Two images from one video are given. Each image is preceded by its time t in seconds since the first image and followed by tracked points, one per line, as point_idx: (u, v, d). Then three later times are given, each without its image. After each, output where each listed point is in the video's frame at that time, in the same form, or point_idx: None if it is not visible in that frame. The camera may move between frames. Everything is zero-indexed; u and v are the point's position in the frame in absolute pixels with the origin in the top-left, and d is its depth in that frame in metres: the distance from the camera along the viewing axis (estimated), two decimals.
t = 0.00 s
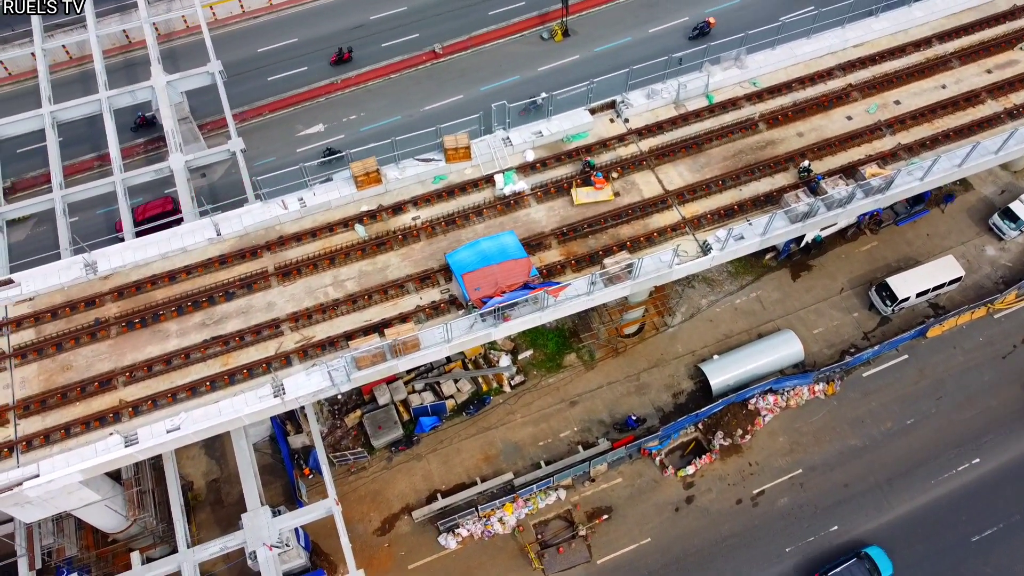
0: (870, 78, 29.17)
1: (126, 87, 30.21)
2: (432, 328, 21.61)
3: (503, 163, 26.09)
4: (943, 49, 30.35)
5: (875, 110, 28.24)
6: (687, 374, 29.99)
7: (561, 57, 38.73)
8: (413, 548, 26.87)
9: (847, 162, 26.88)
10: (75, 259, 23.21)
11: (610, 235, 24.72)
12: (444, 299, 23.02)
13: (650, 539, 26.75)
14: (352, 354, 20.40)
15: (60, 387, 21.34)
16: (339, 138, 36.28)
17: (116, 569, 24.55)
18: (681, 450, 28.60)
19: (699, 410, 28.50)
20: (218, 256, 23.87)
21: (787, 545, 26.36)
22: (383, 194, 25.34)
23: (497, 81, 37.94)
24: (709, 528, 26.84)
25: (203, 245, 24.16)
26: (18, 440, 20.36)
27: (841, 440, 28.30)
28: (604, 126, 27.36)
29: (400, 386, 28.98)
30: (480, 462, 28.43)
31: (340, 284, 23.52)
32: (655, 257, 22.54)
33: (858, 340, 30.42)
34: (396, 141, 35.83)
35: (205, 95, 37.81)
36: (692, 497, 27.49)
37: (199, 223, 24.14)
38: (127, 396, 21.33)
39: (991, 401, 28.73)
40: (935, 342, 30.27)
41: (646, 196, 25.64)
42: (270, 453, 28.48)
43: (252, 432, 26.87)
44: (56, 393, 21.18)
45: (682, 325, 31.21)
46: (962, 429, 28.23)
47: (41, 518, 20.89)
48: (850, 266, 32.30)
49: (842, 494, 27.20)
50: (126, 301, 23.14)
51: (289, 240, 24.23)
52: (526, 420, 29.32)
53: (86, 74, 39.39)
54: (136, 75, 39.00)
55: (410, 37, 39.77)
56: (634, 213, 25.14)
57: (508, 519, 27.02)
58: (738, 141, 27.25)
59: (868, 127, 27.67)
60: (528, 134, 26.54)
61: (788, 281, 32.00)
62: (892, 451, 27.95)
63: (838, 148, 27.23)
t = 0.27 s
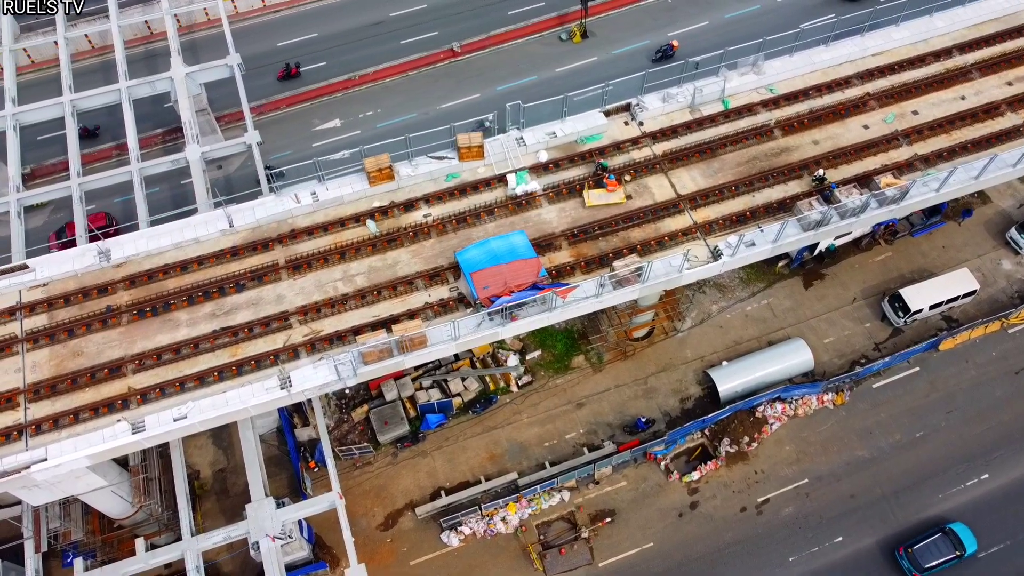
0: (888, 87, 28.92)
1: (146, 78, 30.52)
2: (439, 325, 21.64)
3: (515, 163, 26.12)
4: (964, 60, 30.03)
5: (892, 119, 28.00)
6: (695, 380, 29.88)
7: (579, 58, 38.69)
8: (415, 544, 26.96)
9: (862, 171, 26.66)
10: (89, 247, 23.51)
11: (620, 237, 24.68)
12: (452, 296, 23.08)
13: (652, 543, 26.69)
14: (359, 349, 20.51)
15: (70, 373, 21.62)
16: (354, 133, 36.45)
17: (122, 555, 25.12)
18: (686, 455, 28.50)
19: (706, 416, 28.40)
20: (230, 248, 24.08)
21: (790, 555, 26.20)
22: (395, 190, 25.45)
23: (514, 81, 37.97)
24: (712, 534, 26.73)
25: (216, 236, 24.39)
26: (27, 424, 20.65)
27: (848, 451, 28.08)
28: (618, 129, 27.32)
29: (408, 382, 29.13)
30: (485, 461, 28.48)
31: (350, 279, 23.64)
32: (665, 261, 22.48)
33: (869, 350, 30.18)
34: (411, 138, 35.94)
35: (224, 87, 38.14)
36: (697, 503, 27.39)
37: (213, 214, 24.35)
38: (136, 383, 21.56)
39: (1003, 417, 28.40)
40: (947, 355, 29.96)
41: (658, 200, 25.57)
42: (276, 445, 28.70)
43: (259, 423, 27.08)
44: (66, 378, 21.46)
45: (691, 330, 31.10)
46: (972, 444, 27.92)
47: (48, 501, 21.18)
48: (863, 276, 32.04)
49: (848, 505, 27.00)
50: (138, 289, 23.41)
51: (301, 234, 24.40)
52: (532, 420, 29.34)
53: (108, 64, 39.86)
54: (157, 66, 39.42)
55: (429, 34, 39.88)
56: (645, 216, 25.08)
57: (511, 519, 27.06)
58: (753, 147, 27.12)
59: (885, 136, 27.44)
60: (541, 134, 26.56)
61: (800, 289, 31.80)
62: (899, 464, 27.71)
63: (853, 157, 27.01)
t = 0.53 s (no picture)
0: (905, 96, 28.69)
1: (164, 70, 30.77)
2: (446, 323, 21.69)
3: (528, 163, 26.14)
4: (983, 70, 29.72)
5: (908, 128, 27.78)
6: (703, 385, 29.78)
7: (596, 60, 38.66)
8: (418, 541, 27.05)
9: (876, 180, 26.45)
10: (102, 236, 23.77)
11: (631, 240, 24.64)
12: (460, 295, 23.15)
13: (655, 547, 26.63)
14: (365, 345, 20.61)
15: (80, 360, 21.87)
16: (369, 130, 36.61)
17: (127, 542, 25.07)
18: (692, 460, 28.41)
19: (712, 422, 28.31)
20: (241, 240, 24.26)
21: (793, 563, 26.06)
22: (406, 187, 25.54)
23: (530, 81, 38.00)
24: (715, 540, 26.63)
25: (227, 229, 24.57)
26: (37, 409, 20.91)
27: (855, 461, 27.90)
28: (632, 131, 27.26)
29: (415, 379, 29.24)
30: (490, 460, 28.53)
31: (359, 275, 23.77)
32: (674, 265, 22.41)
33: (879, 360, 29.96)
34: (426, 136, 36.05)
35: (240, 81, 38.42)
36: (701, 508, 27.30)
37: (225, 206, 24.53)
38: (144, 372, 21.79)
39: (1013, 432, 28.11)
40: (959, 367, 29.69)
41: (669, 204, 25.51)
42: (283, 438, 28.89)
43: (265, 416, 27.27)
44: (76, 365, 21.72)
45: (700, 335, 31.00)
46: (980, 457, 27.65)
47: (55, 487, 21.45)
48: (875, 286, 31.81)
49: (853, 516, 26.82)
50: (149, 279, 23.64)
51: (312, 229, 24.54)
52: (538, 421, 29.36)
53: (127, 55, 40.24)
54: (176, 58, 39.75)
55: (447, 33, 39.98)
56: (655, 220, 25.03)
57: (514, 519, 27.10)
58: (766, 153, 27.00)
59: (900, 145, 27.23)
60: (554, 135, 26.56)
61: (811, 297, 31.61)
62: (906, 475, 27.49)
63: (867, 166, 26.82)
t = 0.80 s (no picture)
0: (922, 106, 28.44)
1: (183, 62, 31.05)
2: (453, 321, 21.75)
3: (540, 164, 26.16)
4: (1003, 81, 29.39)
5: (924, 138, 27.54)
6: (711, 391, 29.67)
7: (612, 62, 38.61)
8: (421, 537, 27.15)
9: (889, 189, 26.24)
10: (115, 225, 24.04)
11: (641, 243, 24.61)
12: (468, 293, 23.21)
13: (657, 552, 26.58)
14: (372, 340, 20.71)
15: (90, 348, 22.13)
16: (384, 127, 36.76)
17: (132, 530, 25.42)
18: (697, 465, 28.32)
19: (719, 428, 28.21)
20: (252, 233, 24.43)
21: (796, 572, 25.92)
22: (418, 184, 25.64)
23: (546, 82, 38.00)
24: (718, 547, 26.54)
25: (239, 221, 24.76)
26: (47, 395, 21.18)
27: (862, 471, 27.71)
28: (645, 134, 27.21)
29: (422, 376, 29.33)
30: (494, 459, 28.57)
31: (368, 271, 23.87)
32: (682, 269, 22.37)
33: (889, 371, 29.73)
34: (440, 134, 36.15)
35: (257, 75, 38.70)
36: (705, 514, 27.21)
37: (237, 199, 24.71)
38: (153, 361, 22.02)
39: None
40: (970, 380, 29.41)
41: (681, 208, 25.43)
42: (289, 431, 29.09)
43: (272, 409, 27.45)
44: (86, 352, 21.97)
45: (709, 341, 30.88)
46: (989, 471, 27.38)
47: (63, 472, 21.73)
48: (887, 296, 31.57)
49: (858, 526, 26.64)
50: (161, 269, 23.88)
51: (323, 224, 24.68)
52: (543, 422, 29.36)
53: (146, 46, 40.63)
54: (195, 50, 40.11)
55: (464, 32, 40.07)
56: (666, 223, 24.97)
57: (517, 519, 27.13)
58: (779, 159, 26.86)
59: (915, 155, 26.99)
60: (567, 136, 26.59)
61: (822, 305, 31.42)
62: (913, 487, 27.27)
63: (881, 175, 26.61)
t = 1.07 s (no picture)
0: (940, 117, 28.17)
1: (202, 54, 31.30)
2: (461, 319, 21.83)
3: (552, 165, 26.19)
4: None
5: (941, 149, 27.27)
6: (718, 397, 29.55)
7: (630, 65, 38.52)
8: (424, 533, 27.25)
9: (904, 200, 26.00)
10: (131, 214, 24.38)
11: (652, 247, 24.56)
12: (478, 292, 23.27)
13: (659, 556, 26.52)
14: (380, 336, 20.81)
15: (101, 334, 22.40)
16: (400, 123, 36.91)
17: (138, 516, 25.55)
18: (702, 471, 28.21)
19: (725, 434, 28.11)
20: (265, 226, 24.62)
21: None
22: (431, 182, 25.77)
23: (563, 83, 37.98)
24: (721, 554, 26.43)
25: (253, 213, 24.97)
26: (57, 380, 21.44)
27: (868, 483, 27.49)
28: (659, 138, 27.15)
29: (430, 373, 29.43)
30: (499, 459, 28.62)
31: (378, 267, 23.99)
32: (693, 274, 22.30)
33: (900, 383, 29.46)
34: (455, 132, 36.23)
35: (276, 69, 39.02)
36: (709, 520, 27.11)
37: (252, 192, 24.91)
38: (163, 349, 22.24)
39: None
40: (981, 395, 29.09)
41: (693, 213, 25.35)
42: (296, 424, 29.30)
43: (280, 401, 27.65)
44: (98, 339, 22.26)
45: (719, 347, 30.76)
46: (998, 488, 27.07)
47: (71, 457, 22.00)
48: (900, 307, 31.30)
49: (863, 538, 26.43)
50: (174, 259, 24.14)
51: (335, 218, 24.81)
52: (550, 422, 29.38)
53: (168, 38, 41.06)
54: (215, 43, 40.49)
55: (482, 31, 40.11)
56: (678, 228, 24.90)
57: (520, 518, 27.16)
58: (794, 167, 26.71)
59: (932, 166, 26.72)
60: (581, 138, 26.68)
61: (833, 315, 31.19)
62: (920, 501, 27.02)
63: (897, 185, 26.37)
